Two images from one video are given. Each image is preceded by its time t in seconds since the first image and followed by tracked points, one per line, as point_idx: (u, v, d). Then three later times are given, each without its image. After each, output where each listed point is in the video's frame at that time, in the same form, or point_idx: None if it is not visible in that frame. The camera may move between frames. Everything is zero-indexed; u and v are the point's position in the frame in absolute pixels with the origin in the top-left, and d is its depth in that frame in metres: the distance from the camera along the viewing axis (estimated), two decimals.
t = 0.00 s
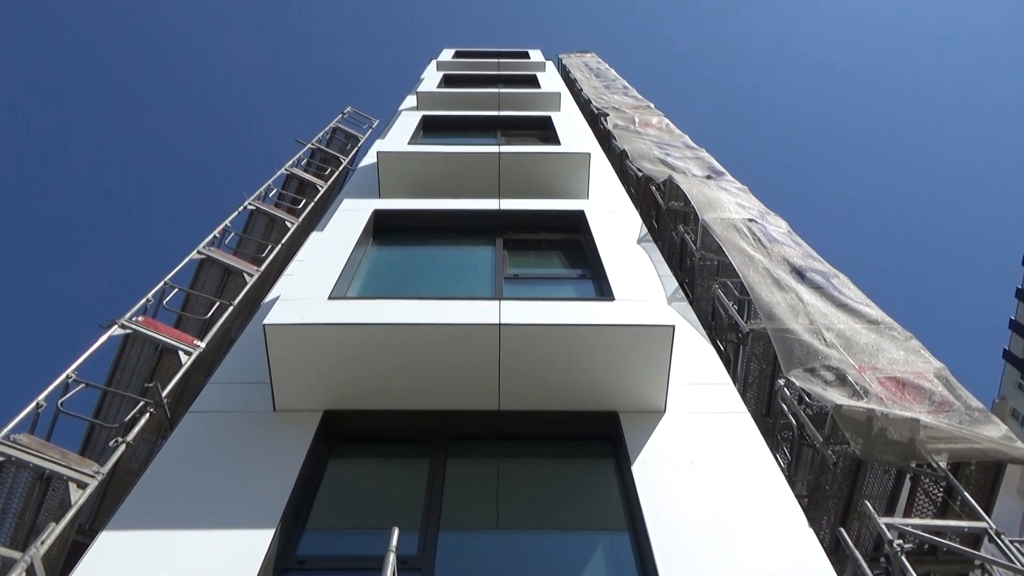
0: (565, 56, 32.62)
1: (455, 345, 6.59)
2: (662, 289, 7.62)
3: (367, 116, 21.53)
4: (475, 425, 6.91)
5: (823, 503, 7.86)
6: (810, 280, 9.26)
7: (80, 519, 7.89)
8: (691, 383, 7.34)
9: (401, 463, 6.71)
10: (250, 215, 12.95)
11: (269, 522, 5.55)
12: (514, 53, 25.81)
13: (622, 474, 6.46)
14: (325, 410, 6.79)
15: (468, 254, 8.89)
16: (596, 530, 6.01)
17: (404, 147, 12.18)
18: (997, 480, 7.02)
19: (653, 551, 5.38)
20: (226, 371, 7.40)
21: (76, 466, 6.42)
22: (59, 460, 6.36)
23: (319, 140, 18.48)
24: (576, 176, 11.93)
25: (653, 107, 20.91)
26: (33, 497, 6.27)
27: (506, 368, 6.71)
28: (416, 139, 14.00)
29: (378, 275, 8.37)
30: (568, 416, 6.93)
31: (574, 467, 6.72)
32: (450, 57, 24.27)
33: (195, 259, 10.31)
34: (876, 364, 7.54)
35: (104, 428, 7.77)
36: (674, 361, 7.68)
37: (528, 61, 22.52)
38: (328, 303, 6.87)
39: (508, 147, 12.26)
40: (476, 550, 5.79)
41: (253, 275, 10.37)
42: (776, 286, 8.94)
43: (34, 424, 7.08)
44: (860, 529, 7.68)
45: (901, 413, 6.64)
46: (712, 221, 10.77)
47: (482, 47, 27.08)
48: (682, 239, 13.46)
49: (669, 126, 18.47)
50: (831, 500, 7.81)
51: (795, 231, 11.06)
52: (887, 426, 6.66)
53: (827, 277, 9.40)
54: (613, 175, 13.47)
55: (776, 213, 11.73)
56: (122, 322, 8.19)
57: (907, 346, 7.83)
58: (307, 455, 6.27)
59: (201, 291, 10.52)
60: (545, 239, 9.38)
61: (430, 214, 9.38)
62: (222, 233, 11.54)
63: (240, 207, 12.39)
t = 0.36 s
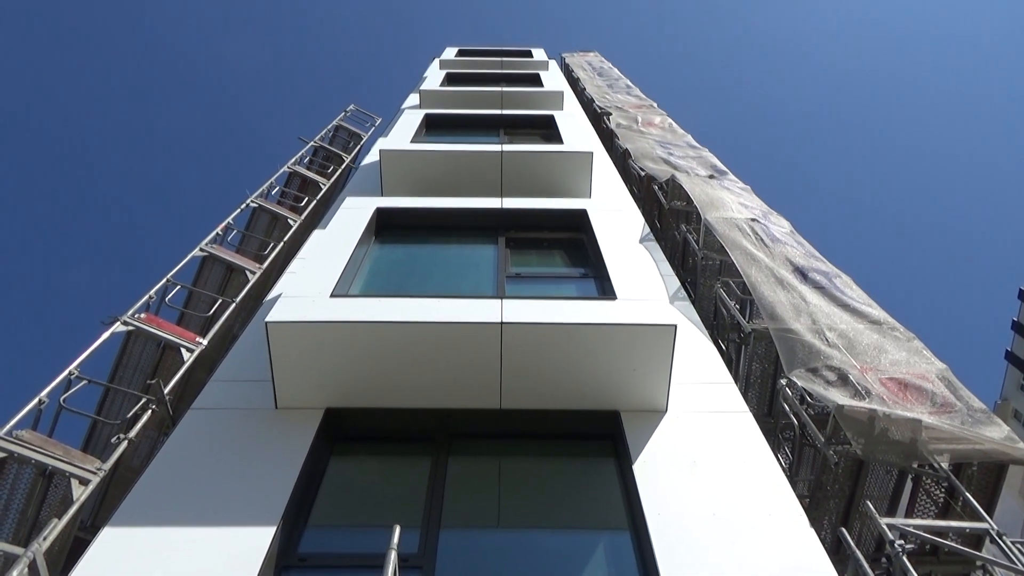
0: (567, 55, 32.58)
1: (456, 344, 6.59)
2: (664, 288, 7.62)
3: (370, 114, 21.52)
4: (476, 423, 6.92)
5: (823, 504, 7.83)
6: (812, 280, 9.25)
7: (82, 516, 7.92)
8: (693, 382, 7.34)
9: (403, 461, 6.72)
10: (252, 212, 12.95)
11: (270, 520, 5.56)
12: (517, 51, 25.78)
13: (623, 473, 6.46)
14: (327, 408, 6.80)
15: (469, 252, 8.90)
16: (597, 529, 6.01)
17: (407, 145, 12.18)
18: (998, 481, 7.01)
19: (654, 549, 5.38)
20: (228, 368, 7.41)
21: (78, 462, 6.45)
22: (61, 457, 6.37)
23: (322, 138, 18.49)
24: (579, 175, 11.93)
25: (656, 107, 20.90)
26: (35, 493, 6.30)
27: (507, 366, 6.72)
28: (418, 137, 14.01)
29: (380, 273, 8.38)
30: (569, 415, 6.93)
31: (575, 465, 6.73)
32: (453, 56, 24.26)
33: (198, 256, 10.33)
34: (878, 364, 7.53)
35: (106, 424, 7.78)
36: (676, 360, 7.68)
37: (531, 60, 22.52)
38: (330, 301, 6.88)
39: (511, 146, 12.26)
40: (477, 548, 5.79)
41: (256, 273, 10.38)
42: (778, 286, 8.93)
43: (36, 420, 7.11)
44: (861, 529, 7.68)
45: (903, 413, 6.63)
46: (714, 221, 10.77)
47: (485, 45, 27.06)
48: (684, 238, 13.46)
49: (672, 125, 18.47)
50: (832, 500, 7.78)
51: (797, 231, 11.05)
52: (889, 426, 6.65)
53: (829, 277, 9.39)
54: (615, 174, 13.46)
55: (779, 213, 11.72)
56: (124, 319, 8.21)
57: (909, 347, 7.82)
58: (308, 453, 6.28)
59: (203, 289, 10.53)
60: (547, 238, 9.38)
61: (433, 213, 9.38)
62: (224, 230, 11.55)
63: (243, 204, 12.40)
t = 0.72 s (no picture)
0: (569, 53, 32.54)
1: (456, 341, 6.60)
2: (663, 286, 7.62)
3: (371, 112, 21.50)
4: (475, 421, 6.92)
5: (822, 502, 7.88)
6: (812, 280, 9.26)
7: (82, 513, 8.05)
8: (692, 381, 7.34)
9: (402, 459, 6.72)
10: (253, 209, 12.95)
11: (269, 517, 5.57)
12: (517, 50, 25.74)
13: (622, 472, 6.46)
14: (326, 405, 6.80)
15: (469, 250, 8.89)
16: (596, 527, 6.01)
17: (407, 142, 12.17)
18: (997, 481, 7.01)
19: (652, 548, 5.39)
20: (227, 365, 7.42)
21: (77, 458, 6.45)
22: (61, 453, 6.37)
23: (323, 135, 18.49)
24: (579, 173, 11.92)
25: (657, 105, 20.88)
26: (35, 489, 6.31)
27: (507, 364, 6.72)
28: (419, 135, 14.01)
29: (380, 270, 8.38)
30: (568, 414, 6.93)
31: (574, 464, 6.73)
32: (454, 54, 24.25)
33: (198, 253, 10.33)
34: (877, 363, 7.52)
35: (106, 421, 7.79)
36: (676, 359, 7.68)
37: (532, 58, 22.50)
38: (330, 298, 6.89)
39: (511, 144, 12.24)
40: (475, 546, 5.80)
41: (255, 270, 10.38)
42: (778, 285, 8.93)
43: (36, 416, 7.11)
44: (859, 529, 7.67)
45: (902, 412, 6.63)
46: (714, 219, 10.77)
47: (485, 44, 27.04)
48: (685, 237, 13.45)
49: (672, 124, 18.45)
50: (831, 500, 7.81)
51: (798, 230, 11.05)
52: (888, 426, 6.65)
53: (829, 277, 9.39)
54: (615, 172, 13.45)
55: (779, 212, 11.71)
56: (124, 316, 8.21)
57: (909, 347, 7.82)
58: (307, 450, 6.28)
59: (203, 286, 10.54)
60: (547, 236, 9.37)
61: (432, 210, 9.38)
62: (224, 227, 11.55)
63: (243, 201, 12.41)
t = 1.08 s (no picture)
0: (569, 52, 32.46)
1: (453, 340, 6.60)
2: (662, 286, 7.61)
3: (370, 110, 21.45)
4: (473, 420, 6.92)
5: (818, 504, 8.02)
6: (810, 280, 9.27)
7: (79, 509, 7.95)
8: (690, 381, 7.34)
9: (399, 457, 6.71)
10: (251, 207, 12.95)
11: (265, 515, 5.56)
12: (517, 48, 25.70)
13: (620, 471, 6.46)
14: (324, 403, 6.80)
15: (468, 249, 8.88)
16: (592, 526, 6.02)
17: (407, 140, 12.16)
18: (994, 482, 7.01)
19: (649, 548, 5.39)
20: (225, 363, 7.41)
21: (75, 455, 6.41)
22: (59, 450, 6.36)
23: (322, 133, 18.47)
24: (578, 172, 11.91)
25: (656, 104, 20.85)
26: (32, 485, 6.31)
27: (504, 363, 6.72)
28: (418, 133, 13.99)
29: (378, 269, 8.37)
30: (566, 413, 6.93)
31: (572, 463, 6.73)
32: (454, 52, 24.22)
33: (196, 250, 10.32)
34: (874, 364, 7.53)
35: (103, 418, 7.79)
36: (674, 358, 7.68)
37: (532, 57, 22.47)
38: (328, 297, 6.88)
39: (511, 143, 12.23)
40: (472, 544, 5.80)
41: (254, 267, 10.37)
42: (777, 284, 8.94)
43: (33, 413, 7.11)
44: (855, 529, 7.68)
45: (899, 413, 6.64)
46: (713, 219, 10.77)
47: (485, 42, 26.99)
48: (683, 237, 13.46)
49: (671, 123, 18.43)
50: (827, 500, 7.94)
51: (796, 230, 11.06)
52: (885, 426, 6.66)
53: (827, 277, 9.41)
54: (614, 172, 13.44)
55: (778, 212, 11.71)
56: (122, 313, 8.21)
57: (907, 347, 7.83)
58: (304, 448, 6.28)
59: (201, 283, 10.53)
60: (546, 235, 9.36)
61: (431, 209, 9.37)
62: (223, 224, 11.54)
63: (242, 199, 12.40)
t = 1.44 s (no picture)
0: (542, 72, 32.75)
1: (435, 362, 6.53)
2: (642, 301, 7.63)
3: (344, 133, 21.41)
4: (457, 442, 6.83)
5: (805, 515, 7.99)
6: (788, 291, 9.36)
7: (52, 548, 7.66)
8: (673, 396, 7.34)
9: (383, 483, 6.59)
10: (226, 232, 12.80)
11: (246, 548, 5.41)
12: (490, 69, 25.89)
13: (607, 490, 6.40)
14: (304, 430, 6.67)
15: (447, 270, 8.84)
16: (581, 547, 5.95)
17: (382, 163, 12.13)
18: (977, 490, 7.06)
19: (638, 567, 5.33)
20: (202, 392, 7.26)
21: (48, 492, 6.21)
22: (30, 487, 6.15)
23: (297, 157, 18.39)
24: (555, 190, 11.95)
25: (630, 122, 21.07)
26: (3, 525, 6.10)
27: (487, 384, 6.66)
28: (394, 155, 13.97)
29: (356, 292, 8.29)
30: (550, 433, 6.86)
31: (558, 483, 6.66)
32: (427, 74, 24.34)
33: (170, 278, 10.16)
34: (855, 374, 7.58)
35: (76, 453, 7.58)
36: (656, 374, 7.67)
37: (506, 77, 22.64)
38: (307, 321, 6.79)
39: (487, 163, 12.26)
40: (461, 570, 5.69)
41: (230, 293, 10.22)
42: (756, 297, 9.00)
43: (3, 450, 6.89)
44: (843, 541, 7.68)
45: (881, 423, 6.67)
46: (690, 234, 10.85)
47: (458, 63, 27.15)
48: (661, 252, 13.55)
49: (645, 140, 18.62)
50: (814, 513, 7.92)
51: (772, 242, 11.19)
52: (868, 437, 6.68)
53: (804, 288, 9.51)
54: (591, 189, 13.52)
55: (753, 225, 11.84)
56: (94, 344, 8.03)
57: (885, 356, 7.91)
58: (285, 478, 6.14)
59: (176, 311, 10.35)
60: (525, 254, 9.36)
61: (409, 230, 9.33)
62: (197, 251, 11.39)
63: (217, 224, 12.26)
